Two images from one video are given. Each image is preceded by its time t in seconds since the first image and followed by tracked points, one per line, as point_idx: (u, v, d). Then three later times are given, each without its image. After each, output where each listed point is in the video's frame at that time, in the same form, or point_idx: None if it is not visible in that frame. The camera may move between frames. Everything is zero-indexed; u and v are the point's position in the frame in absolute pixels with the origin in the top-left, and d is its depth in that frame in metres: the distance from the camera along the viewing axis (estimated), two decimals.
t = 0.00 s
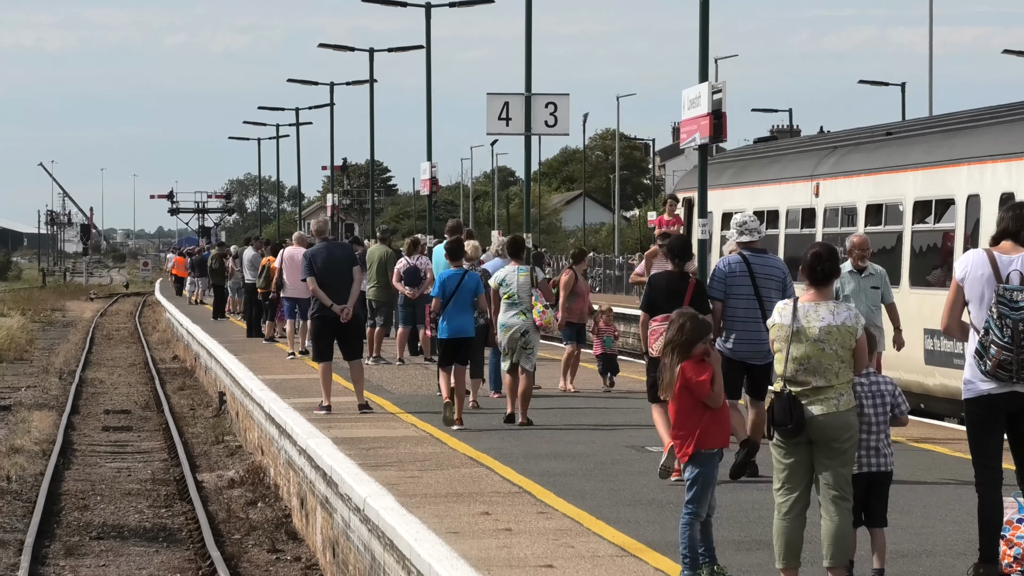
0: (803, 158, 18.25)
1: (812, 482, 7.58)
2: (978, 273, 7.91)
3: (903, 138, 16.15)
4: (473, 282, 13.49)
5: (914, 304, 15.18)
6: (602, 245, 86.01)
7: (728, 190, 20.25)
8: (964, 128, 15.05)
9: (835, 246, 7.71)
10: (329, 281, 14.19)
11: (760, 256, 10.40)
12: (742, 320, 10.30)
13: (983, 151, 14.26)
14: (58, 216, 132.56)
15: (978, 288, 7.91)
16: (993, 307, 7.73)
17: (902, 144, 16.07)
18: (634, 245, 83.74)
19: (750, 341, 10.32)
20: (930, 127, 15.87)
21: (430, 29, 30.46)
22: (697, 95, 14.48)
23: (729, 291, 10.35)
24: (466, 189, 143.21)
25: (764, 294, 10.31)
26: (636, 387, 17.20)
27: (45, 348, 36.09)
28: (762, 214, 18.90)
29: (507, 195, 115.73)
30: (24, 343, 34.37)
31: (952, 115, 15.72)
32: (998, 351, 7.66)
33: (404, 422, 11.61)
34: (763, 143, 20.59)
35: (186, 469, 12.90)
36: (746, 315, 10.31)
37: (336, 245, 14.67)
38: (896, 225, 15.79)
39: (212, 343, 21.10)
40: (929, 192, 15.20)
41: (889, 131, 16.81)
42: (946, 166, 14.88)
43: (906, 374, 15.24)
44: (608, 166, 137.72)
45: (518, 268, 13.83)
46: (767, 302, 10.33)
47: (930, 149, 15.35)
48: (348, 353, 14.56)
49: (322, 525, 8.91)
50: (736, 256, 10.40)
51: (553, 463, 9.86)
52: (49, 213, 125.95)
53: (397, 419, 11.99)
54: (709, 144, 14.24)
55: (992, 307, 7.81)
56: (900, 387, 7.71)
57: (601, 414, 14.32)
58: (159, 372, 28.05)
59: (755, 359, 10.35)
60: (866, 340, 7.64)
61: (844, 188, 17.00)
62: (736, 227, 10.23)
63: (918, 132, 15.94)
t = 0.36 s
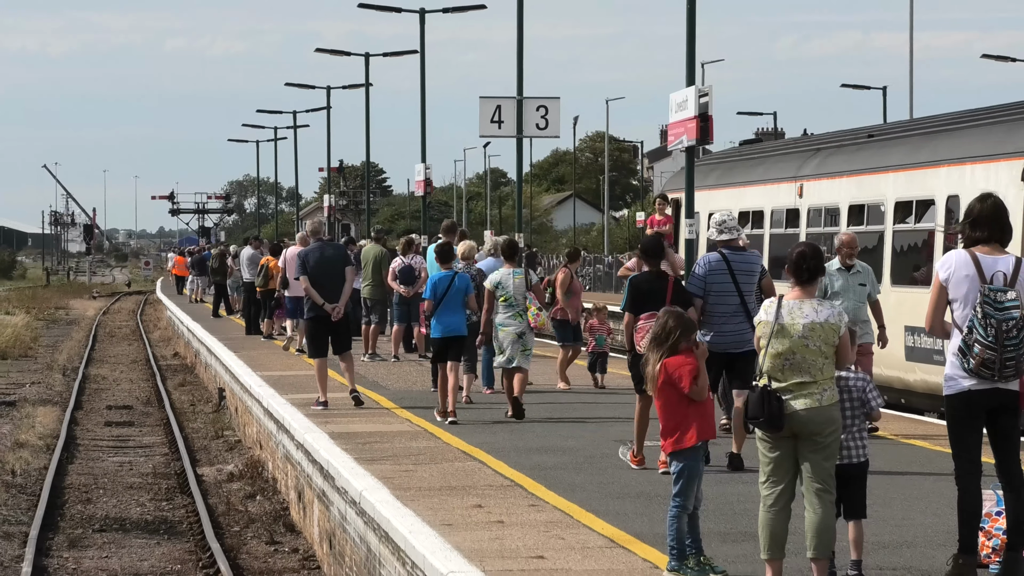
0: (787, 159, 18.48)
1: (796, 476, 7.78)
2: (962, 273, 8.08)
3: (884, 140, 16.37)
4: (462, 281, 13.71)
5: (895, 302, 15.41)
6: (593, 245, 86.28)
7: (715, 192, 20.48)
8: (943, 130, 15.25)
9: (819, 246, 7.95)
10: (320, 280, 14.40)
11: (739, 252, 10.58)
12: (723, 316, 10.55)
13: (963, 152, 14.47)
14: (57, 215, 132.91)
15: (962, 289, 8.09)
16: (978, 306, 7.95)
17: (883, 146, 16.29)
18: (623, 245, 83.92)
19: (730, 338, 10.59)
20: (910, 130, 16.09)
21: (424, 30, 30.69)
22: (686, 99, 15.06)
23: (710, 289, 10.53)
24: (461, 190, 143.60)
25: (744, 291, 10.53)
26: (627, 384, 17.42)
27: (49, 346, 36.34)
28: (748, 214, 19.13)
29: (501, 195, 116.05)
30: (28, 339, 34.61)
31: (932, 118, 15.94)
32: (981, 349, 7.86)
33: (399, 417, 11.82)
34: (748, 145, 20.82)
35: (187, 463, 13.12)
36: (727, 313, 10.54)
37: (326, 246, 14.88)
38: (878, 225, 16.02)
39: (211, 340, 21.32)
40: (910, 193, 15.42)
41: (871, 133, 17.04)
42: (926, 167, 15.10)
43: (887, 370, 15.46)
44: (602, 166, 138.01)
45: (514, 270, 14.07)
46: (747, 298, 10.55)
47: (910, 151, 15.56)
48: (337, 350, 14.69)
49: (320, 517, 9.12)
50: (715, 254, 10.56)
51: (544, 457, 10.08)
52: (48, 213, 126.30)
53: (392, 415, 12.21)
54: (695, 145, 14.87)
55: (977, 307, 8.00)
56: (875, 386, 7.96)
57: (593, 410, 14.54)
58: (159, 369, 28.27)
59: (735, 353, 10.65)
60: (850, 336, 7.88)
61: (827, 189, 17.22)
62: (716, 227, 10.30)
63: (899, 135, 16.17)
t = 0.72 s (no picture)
0: (772, 161, 18.69)
1: (780, 470, 8.01)
2: (950, 272, 8.28)
3: (866, 143, 16.56)
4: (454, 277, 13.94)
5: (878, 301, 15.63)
6: (586, 245, 86.47)
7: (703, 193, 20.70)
8: (924, 133, 15.42)
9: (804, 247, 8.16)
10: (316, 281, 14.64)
11: (703, 253, 10.76)
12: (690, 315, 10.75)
13: (945, 155, 14.58)
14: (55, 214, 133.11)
15: (950, 291, 8.26)
16: (975, 305, 8.17)
17: (865, 148, 16.48)
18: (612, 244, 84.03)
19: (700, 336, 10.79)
20: (892, 133, 16.28)
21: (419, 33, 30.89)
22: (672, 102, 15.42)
23: (677, 289, 10.74)
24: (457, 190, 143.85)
25: (709, 289, 10.71)
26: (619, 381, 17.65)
27: (53, 343, 36.59)
28: (733, 215, 19.35)
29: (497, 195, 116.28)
30: (32, 336, 34.89)
31: (913, 122, 16.12)
32: (983, 347, 8.07)
33: (394, 412, 12.05)
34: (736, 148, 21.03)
35: (186, 457, 13.33)
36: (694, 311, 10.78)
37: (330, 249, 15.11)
38: (859, 226, 16.18)
39: (210, 338, 21.54)
40: (891, 194, 15.58)
41: (854, 136, 17.24)
42: (907, 169, 15.26)
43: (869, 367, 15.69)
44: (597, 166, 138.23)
45: (508, 269, 14.34)
46: (713, 296, 10.73)
47: (891, 153, 15.74)
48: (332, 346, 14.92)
49: (316, 510, 9.34)
50: (681, 254, 10.74)
51: (535, 451, 10.30)
52: (47, 212, 126.49)
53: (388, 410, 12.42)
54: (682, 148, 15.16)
55: (969, 306, 8.23)
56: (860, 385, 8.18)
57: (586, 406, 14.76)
58: (160, 365, 28.50)
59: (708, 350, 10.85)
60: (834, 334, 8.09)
61: (810, 190, 17.40)
62: (683, 228, 10.46)
63: (881, 137, 16.35)
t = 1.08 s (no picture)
0: (756, 162, 18.89)
1: (763, 463, 8.23)
2: (930, 271, 8.49)
3: (847, 144, 16.74)
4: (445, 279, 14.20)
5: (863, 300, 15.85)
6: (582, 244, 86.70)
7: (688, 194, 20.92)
8: (902, 136, 15.60)
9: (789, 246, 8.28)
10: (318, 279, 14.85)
11: (675, 251, 11.31)
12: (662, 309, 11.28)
13: (920, 157, 14.73)
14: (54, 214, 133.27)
15: (932, 288, 8.48)
16: (958, 304, 8.35)
17: (846, 149, 16.65)
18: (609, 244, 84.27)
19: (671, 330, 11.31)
20: (872, 135, 16.47)
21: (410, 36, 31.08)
22: (658, 105, 15.65)
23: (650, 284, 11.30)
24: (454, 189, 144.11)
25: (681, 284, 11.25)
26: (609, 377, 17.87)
27: (53, 339, 36.81)
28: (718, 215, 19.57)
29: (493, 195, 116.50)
30: (33, 333, 35.10)
31: (892, 124, 16.31)
32: (965, 344, 8.25)
33: (387, 408, 12.26)
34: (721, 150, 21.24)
35: (184, 451, 13.54)
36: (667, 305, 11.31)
37: (333, 247, 15.33)
38: (839, 226, 16.35)
39: (207, 334, 21.74)
40: (871, 195, 15.74)
41: (835, 138, 17.43)
42: (886, 171, 15.42)
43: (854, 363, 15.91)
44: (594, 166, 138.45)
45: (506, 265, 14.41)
46: (684, 291, 11.25)
47: (871, 155, 15.91)
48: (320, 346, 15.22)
49: (311, 503, 9.55)
50: (654, 253, 11.32)
51: (525, 445, 10.52)
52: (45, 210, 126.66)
53: (381, 405, 12.63)
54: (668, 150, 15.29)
55: (950, 304, 8.42)
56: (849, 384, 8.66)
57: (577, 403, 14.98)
58: (159, 361, 28.72)
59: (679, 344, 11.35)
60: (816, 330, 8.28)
61: (792, 191, 17.61)
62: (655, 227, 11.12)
63: (861, 139, 16.54)
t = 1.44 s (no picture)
0: (738, 163, 19.15)
1: (744, 457, 8.46)
2: (908, 271, 8.72)
3: (826, 146, 16.98)
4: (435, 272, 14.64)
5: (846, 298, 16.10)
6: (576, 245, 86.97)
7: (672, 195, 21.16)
8: (879, 138, 15.83)
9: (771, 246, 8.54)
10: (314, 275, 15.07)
11: (656, 248, 11.91)
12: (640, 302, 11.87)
13: (897, 159, 14.95)
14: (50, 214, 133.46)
15: (911, 288, 8.71)
16: (934, 303, 8.59)
17: (825, 151, 16.89)
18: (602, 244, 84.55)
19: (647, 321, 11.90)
20: (850, 137, 16.70)
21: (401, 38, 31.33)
22: (642, 109, 15.92)
23: (631, 277, 11.86)
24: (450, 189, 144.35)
25: (659, 279, 11.86)
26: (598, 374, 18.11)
27: (52, 337, 37.02)
28: (701, 215, 19.83)
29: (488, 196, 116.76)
30: (33, 331, 35.34)
31: (869, 127, 16.54)
32: (940, 344, 8.47)
33: (379, 403, 12.49)
34: (705, 152, 21.49)
35: (180, 445, 13.77)
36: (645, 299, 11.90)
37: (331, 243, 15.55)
38: (819, 226, 16.56)
39: (202, 331, 21.98)
40: (850, 195, 15.97)
41: (814, 140, 17.67)
42: (864, 172, 15.64)
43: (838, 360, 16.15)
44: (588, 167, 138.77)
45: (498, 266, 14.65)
46: (663, 287, 11.86)
47: (849, 156, 16.13)
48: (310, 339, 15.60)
49: (304, 496, 9.78)
50: (636, 249, 11.87)
51: (513, 440, 10.75)
52: (42, 211, 126.80)
53: (373, 401, 12.86)
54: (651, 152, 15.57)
55: (927, 303, 8.66)
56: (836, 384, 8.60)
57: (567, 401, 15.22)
58: (156, 358, 28.92)
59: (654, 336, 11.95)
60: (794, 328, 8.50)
61: (773, 192, 17.84)
62: (640, 224, 11.51)
63: (839, 141, 16.78)
